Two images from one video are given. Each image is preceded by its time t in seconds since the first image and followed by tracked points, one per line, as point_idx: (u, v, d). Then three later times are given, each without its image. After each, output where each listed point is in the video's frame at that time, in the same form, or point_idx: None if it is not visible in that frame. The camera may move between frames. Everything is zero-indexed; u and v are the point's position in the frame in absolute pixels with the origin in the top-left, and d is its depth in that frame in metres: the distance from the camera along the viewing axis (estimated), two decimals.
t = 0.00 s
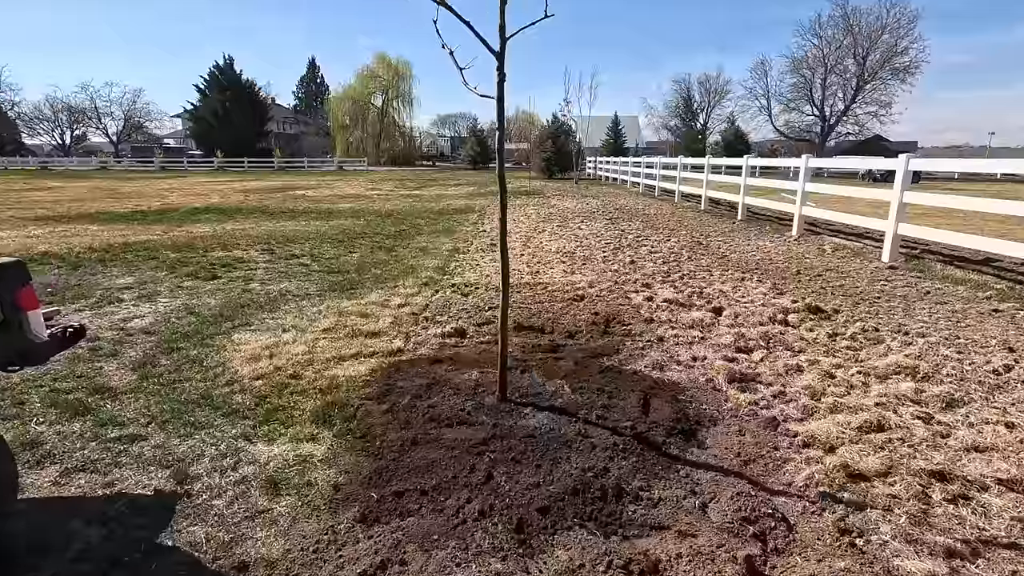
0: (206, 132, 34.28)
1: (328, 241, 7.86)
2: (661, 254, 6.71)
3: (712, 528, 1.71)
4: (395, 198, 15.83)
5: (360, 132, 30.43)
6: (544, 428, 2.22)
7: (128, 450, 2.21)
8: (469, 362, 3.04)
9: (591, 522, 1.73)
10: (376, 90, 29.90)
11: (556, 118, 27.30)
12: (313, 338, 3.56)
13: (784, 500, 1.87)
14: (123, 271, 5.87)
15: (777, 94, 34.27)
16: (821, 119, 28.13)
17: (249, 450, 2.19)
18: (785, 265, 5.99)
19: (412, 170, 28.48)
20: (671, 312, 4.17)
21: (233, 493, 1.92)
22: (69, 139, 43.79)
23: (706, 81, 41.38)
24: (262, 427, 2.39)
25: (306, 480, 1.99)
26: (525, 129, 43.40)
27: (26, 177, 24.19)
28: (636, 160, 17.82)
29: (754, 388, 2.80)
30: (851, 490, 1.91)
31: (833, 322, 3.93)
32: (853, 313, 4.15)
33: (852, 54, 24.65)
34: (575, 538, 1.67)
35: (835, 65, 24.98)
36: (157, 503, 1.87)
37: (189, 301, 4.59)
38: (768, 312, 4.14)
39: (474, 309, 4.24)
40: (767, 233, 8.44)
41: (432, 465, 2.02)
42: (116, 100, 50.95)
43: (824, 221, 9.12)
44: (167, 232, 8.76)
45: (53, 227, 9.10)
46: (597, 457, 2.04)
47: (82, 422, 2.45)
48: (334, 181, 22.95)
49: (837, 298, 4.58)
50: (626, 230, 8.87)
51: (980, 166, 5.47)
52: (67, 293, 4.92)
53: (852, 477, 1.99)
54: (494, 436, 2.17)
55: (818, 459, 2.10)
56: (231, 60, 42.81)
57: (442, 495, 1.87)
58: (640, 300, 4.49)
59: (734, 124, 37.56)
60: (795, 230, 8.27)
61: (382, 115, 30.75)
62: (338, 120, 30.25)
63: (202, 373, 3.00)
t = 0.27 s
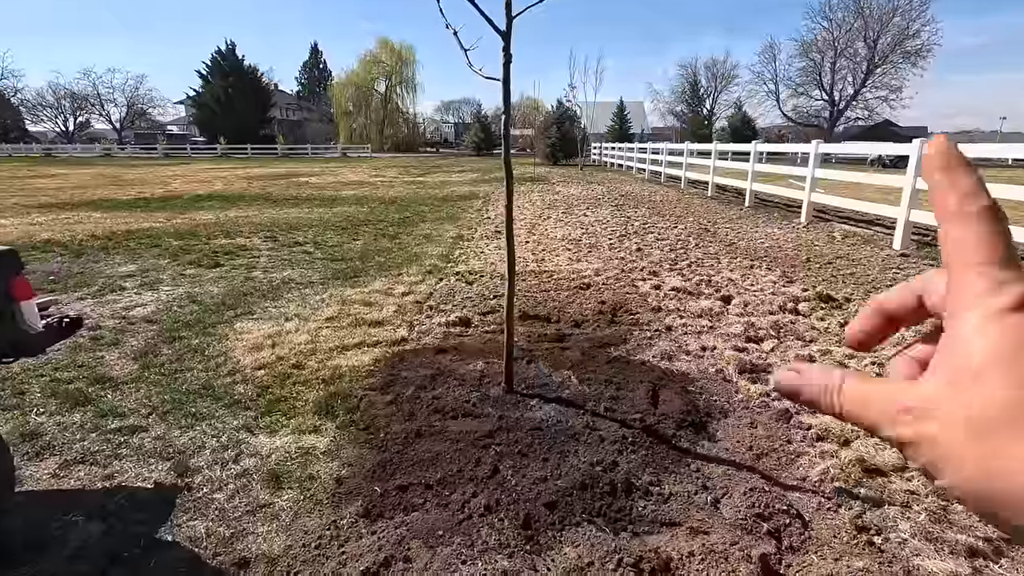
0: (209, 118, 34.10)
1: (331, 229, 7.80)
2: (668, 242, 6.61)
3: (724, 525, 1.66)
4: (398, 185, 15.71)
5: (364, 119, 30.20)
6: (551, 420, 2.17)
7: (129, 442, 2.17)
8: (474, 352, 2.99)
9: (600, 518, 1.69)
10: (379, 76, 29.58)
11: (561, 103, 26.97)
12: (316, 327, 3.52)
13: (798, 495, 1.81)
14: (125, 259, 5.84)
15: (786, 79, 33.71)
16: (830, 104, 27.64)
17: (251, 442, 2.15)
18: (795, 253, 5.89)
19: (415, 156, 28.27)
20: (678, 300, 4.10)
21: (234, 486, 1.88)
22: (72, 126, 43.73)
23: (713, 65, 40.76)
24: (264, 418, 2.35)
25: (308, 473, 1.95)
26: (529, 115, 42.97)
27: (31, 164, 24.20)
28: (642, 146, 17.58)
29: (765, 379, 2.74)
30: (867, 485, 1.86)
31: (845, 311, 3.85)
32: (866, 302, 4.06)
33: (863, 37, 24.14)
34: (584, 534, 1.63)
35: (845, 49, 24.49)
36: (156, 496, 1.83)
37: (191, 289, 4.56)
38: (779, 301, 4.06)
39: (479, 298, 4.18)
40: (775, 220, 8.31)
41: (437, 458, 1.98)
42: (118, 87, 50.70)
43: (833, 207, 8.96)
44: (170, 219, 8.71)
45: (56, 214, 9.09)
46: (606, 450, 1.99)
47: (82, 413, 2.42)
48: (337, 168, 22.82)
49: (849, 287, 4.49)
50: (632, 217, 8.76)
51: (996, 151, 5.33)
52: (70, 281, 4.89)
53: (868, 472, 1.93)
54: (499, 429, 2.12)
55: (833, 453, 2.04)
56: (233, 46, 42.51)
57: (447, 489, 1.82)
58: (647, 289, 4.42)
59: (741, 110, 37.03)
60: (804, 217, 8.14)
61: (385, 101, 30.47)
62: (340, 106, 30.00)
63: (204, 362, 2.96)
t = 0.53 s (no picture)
0: (211, 105, 33.87)
1: (331, 217, 7.70)
2: (673, 230, 6.49)
3: (732, 528, 1.58)
4: (400, 173, 15.55)
5: (366, 106, 29.92)
6: (552, 416, 2.09)
7: (116, 437, 2.11)
8: (473, 344, 2.91)
9: (601, 521, 1.61)
10: (381, 62, 29.23)
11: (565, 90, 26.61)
12: (313, 317, 3.44)
13: (809, 496, 1.73)
14: (123, 248, 5.77)
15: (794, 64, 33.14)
16: (839, 90, 27.17)
17: (241, 438, 2.09)
18: (803, 242, 5.76)
19: (418, 143, 28.01)
20: (684, 291, 3.99)
21: (223, 485, 1.82)
22: (74, 113, 43.56)
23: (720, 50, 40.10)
24: (256, 412, 2.28)
25: (299, 471, 1.88)
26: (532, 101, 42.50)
27: (32, 152, 24.13)
28: (647, 132, 17.32)
29: (773, 373, 2.65)
30: (882, 486, 1.77)
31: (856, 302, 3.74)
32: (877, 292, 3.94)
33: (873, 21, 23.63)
34: (585, 537, 1.56)
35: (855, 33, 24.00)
36: (141, 495, 1.77)
37: (188, 279, 4.49)
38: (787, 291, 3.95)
39: (480, 288, 4.09)
40: (782, 208, 8.15)
41: (433, 455, 1.90)
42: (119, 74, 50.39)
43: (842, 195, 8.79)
44: (169, 207, 8.63)
45: (55, 202, 9.02)
46: (608, 448, 1.91)
47: (70, 407, 2.36)
48: (339, 156, 22.65)
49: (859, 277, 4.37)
50: (637, 205, 8.62)
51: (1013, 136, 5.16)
52: (66, 270, 4.83)
53: (883, 472, 1.84)
54: (498, 425, 2.05)
55: (845, 452, 1.96)
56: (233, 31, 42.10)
57: (442, 489, 1.75)
58: (652, 278, 4.32)
59: (748, 96, 36.50)
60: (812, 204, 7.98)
61: (387, 88, 30.15)
62: (342, 93, 29.71)
63: (197, 354, 2.89)
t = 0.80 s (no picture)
0: (212, 98, 33.71)
1: (328, 211, 7.57)
2: (676, 224, 6.32)
3: (735, 552, 1.45)
4: (401, 166, 15.40)
5: (368, 98, 29.70)
6: (543, 425, 1.96)
7: (82, 445, 1.99)
8: (464, 345, 2.78)
9: (592, 543, 1.49)
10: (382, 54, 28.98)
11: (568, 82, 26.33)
12: (300, 316, 3.32)
13: (819, 515, 1.60)
14: (114, 243, 5.65)
15: (800, 55, 32.70)
16: (846, 81, 26.77)
17: (213, 447, 1.97)
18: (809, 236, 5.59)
19: (419, 135, 27.82)
20: (686, 288, 3.85)
21: (188, 499, 1.70)
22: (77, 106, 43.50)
23: (726, 41, 39.61)
24: (232, 419, 2.16)
25: (271, 485, 1.76)
26: (536, 93, 42.14)
27: (34, 145, 24.07)
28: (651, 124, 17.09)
29: (780, 376, 2.51)
30: (898, 504, 1.64)
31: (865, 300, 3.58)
32: (887, 289, 3.79)
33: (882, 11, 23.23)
34: (573, 562, 1.43)
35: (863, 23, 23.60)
36: (101, 510, 1.65)
37: (176, 274, 4.36)
38: (793, 288, 3.80)
39: (475, 284, 3.95)
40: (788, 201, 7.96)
41: (414, 468, 1.78)
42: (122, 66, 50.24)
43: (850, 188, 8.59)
44: (165, 201, 8.52)
45: (51, 196, 8.91)
46: (602, 461, 1.78)
47: (38, 412, 2.24)
48: (340, 149, 22.49)
49: (868, 273, 4.21)
50: (639, 199, 8.45)
51: None
52: (53, 265, 4.71)
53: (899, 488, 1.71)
54: (485, 434, 1.92)
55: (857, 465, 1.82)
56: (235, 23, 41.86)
57: (422, 506, 1.63)
58: (653, 275, 4.17)
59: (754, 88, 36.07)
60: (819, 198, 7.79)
61: (389, 80, 29.90)
62: (345, 86, 29.53)
63: (176, 355, 2.77)
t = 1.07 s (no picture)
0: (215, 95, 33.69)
1: (326, 209, 7.49)
2: (678, 223, 6.22)
3: None
4: (402, 163, 15.31)
5: (371, 95, 29.61)
6: (531, 438, 1.88)
7: (53, 457, 1.92)
8: (455, 350, 2.70)
9: (578, 569, 1.40)
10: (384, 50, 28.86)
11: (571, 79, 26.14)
12: (289, 319, 3.24)
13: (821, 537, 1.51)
14: (108, 242, 5.59)
15: (806, 51, 32.37)
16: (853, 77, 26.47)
17: (189, 460, 1.89)
18: (814, 236, 5.47)
19: (422, 132, 27.70)
20: (686, 290, 3.75)
21: (158, 517, 1.62)
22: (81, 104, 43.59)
23: (731, 37, 39.27)
24: (211, 429, 2.08)
25: (245, 502, 1.68)
26: (539, 90, 41.93)
27: (37, 143, 24.09)
28: (654, 121, 16.92)
29: (781, 385, 2.41)
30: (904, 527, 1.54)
31: (871, 303, 3.47)
32: (894, 292, 3.68)
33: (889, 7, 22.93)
34: None
35: (869, 19, 23.31)
36: (66, 529, 1.58)
37: (167, 275, 4.29)
38: (797, 291, 3.70)
39: (469, 286, 3.86)
40: (793, 200, 7.83)
41: (395, 484, 1.70)
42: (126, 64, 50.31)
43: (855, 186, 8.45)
44: (163, 199, 8.46)
45: (50, 194, 8.87)
46: (592, 477, 1.70)
47: (13, 420, 2.17)
48: (341, 146, 22.40)
49: (874, 275, 4.09)
50: (641, 197, 8.34)
51: None
52: (44, 265, 4.65)
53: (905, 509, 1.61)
54: (471, 448, 1.83)
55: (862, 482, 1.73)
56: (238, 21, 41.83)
57: (401, 526, 1.54)
58: (653, 276, 4.07)
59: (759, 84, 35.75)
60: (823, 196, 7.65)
61: (392, 77, 29.78)
62: (348, 83, 29.44)
63: (159, 360, 2.70)
